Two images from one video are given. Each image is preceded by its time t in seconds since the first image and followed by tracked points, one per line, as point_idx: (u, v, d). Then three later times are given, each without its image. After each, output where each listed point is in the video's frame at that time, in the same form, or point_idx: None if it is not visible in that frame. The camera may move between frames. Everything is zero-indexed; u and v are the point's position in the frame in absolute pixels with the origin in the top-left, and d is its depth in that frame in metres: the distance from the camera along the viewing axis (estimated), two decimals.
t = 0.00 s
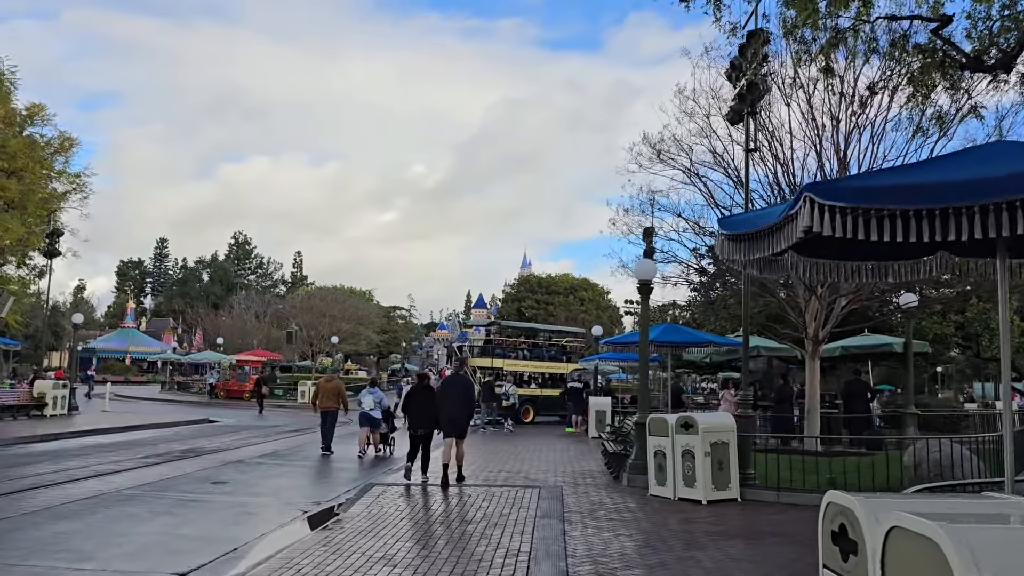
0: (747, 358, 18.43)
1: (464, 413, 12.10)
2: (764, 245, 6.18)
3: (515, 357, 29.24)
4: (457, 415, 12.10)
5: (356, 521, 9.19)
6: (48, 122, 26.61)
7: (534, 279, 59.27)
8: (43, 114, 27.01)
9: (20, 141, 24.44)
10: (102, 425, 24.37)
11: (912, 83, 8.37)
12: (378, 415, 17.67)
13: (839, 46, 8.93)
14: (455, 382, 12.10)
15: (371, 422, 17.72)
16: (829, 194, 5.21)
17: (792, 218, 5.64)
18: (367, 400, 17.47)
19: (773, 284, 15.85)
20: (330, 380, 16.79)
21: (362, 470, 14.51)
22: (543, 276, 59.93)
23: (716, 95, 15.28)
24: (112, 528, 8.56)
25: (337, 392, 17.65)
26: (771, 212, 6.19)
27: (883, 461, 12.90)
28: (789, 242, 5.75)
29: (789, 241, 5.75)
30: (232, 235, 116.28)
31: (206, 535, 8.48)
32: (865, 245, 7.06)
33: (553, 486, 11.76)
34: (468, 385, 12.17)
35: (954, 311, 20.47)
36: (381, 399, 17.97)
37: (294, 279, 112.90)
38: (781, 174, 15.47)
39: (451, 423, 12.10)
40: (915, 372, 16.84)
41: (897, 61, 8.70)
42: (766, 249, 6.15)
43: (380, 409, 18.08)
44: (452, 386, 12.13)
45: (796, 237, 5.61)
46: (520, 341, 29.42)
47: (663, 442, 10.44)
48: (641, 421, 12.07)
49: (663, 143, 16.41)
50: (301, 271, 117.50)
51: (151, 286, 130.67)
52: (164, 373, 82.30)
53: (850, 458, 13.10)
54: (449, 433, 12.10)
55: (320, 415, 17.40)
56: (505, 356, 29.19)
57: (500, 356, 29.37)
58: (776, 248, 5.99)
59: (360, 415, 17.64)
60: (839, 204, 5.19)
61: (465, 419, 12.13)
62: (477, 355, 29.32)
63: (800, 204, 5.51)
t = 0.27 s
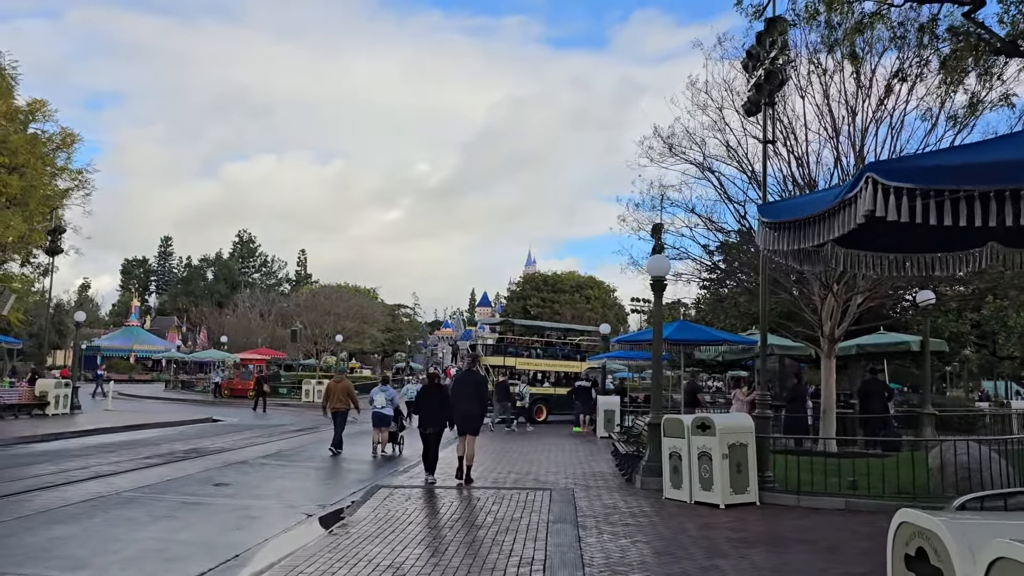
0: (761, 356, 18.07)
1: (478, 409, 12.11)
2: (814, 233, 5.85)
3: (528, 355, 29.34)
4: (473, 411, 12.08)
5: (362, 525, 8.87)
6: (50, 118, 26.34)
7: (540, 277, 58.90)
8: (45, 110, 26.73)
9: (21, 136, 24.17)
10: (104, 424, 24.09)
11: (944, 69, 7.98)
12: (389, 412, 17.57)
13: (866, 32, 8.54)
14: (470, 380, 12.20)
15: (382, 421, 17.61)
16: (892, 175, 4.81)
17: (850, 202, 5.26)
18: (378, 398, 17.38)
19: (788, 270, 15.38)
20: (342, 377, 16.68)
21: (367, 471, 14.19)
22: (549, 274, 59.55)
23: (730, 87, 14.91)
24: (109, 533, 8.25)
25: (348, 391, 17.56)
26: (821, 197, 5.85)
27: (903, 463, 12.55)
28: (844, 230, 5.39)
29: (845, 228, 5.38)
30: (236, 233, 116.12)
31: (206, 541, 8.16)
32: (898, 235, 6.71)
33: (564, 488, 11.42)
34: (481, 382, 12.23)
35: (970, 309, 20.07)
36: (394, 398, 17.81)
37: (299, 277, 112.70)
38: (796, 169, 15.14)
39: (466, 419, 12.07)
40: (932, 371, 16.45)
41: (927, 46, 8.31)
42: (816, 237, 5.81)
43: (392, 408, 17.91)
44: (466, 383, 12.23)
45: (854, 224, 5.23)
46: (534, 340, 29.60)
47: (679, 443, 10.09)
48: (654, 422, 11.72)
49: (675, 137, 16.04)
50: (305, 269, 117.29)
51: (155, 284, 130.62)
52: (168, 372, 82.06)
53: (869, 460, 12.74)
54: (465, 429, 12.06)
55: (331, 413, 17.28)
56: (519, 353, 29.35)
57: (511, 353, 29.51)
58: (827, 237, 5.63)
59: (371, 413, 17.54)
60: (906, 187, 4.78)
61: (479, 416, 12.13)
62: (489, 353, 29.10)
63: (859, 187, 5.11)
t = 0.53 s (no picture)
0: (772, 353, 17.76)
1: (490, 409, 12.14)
2: (871, 217, 5.67)
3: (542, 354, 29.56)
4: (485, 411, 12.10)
5: (368, 528, 8.59)
6: (51, 113, 26.10)
7: (545, 274, 58.59)
8: (46, 105, 26.49)
9: (22, 132, 23.95)
10: (107, 422, 23.86)
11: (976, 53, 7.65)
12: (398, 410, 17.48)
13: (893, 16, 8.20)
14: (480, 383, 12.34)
15: (392, 419, 17.57)
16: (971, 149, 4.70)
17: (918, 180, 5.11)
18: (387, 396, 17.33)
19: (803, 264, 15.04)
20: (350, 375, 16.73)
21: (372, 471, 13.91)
22: (554, 271, 59.22)
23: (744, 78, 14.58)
24: (106, 536, 7.98)
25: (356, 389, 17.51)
26: (874, 180, 5.66)
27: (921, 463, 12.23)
28: (909, 212, 5.22)
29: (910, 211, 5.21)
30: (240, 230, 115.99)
31: (207, 545, 7.89)
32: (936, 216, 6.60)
33: (575, 489, 11.12)
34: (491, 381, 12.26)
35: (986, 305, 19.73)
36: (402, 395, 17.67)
37: (303, 275, 112.53)
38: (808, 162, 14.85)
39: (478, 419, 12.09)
40: (949, 369, 16.13)
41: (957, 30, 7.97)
42: (873, 221, 5.62)
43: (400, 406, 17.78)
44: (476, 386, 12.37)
45: (922, 205, 5.06)
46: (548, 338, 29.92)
47: (694, 443, 9.80)
48: (668, 421, 11.42)
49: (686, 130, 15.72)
50: (309, 267, 117.09)
51: (159, 282, 130.58)
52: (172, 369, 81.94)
53: (887, 460, 12.42)
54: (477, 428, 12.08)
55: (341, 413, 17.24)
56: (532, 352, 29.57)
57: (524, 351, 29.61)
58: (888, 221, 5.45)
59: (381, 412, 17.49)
60: (986, 162, 4.66)
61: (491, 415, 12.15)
62: (503, 351, 29.22)
63: (931, 164, 4.95)
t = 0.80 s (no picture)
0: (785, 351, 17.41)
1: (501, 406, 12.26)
2: (950, 193, 5.73)
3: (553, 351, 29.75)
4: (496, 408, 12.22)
5: (373, 532, 8.26)
6: (52, 108, 25.79)
7: (550, 272, 58.26)
8: (47, 100, 26.20)
9: (22, 126, 23.64)
10: (107, 420, 23.56)
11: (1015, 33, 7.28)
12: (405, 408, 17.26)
13: None
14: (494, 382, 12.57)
15: (400, 417, 17.53)
16: None
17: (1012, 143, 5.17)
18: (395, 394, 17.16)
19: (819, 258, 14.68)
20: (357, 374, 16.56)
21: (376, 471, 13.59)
22: (559, 268, 58.90)
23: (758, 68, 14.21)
24: (100, 541, 7.65)
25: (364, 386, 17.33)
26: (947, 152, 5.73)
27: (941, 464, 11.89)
28: (1001, 182, 5.33)
29: (1010, 178, 5.28)
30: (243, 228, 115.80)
31: (205, 549, 7.56)
32: (995, 200, 6.53)
33: (585, 490, 10.79)
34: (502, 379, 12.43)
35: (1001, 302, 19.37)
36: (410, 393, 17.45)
37: (306, 272, 112.31)
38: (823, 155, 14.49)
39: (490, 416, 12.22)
40: (966, 367, 15.76)
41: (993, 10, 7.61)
42: (959, 194, 5.66)
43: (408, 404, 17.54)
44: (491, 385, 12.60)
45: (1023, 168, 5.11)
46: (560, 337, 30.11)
47: (711, 443, 9.46)
48: (681, 421, 11.08)
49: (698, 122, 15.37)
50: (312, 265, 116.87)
51: (162, 280, 130.46)
52: (175, 367, 81.78)
53: (907, 461, 12.07)
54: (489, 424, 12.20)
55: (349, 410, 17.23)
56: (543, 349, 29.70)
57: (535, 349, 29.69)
58: (979, 192, 5.50)
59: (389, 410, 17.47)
60: None
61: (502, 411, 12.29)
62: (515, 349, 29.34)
63: None
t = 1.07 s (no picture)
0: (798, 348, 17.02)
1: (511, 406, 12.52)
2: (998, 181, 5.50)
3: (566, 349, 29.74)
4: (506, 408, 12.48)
5: (376, 539, 7.91)
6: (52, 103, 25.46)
7: (554, 269, 57.90)
8: (46, 95, 25.87)
9: (21, 121, 23.33)
10: (108, 419, 23.27)
11: None
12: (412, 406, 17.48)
13: None
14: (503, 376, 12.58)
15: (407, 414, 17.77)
16: None
17: None
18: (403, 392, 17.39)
19: (835, 252, 14.31)
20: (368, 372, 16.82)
21: (379, 472, 13.24)
22: (563, 265, 58.54)
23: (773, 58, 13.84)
24: (90, 548, 7.31)
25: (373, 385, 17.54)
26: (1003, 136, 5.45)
27: (963, 465, 11.51)
28: None
29: None
30: (247, 225, 115.66)
31: (200, 558, 7.21)
32: None
33: (596, 493, 10.45)
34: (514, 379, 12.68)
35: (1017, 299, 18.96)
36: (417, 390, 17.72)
37: (309, 269, 112.05)
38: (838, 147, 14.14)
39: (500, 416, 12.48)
40: (983, 365, 15.37)
41: None
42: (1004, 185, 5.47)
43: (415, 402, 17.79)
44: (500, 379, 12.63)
45: None
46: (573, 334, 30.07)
47: (727, 445, 9.11)
48: (695, 422, 10.73)
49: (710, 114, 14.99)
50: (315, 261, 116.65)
51: (166, 277, 130.37)
52: (178, 364, 81.65)
53: (926, 463, 11.69)
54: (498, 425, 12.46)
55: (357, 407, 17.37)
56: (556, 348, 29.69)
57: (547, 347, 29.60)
58: None
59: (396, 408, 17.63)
60: None
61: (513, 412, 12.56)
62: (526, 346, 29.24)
63: None
